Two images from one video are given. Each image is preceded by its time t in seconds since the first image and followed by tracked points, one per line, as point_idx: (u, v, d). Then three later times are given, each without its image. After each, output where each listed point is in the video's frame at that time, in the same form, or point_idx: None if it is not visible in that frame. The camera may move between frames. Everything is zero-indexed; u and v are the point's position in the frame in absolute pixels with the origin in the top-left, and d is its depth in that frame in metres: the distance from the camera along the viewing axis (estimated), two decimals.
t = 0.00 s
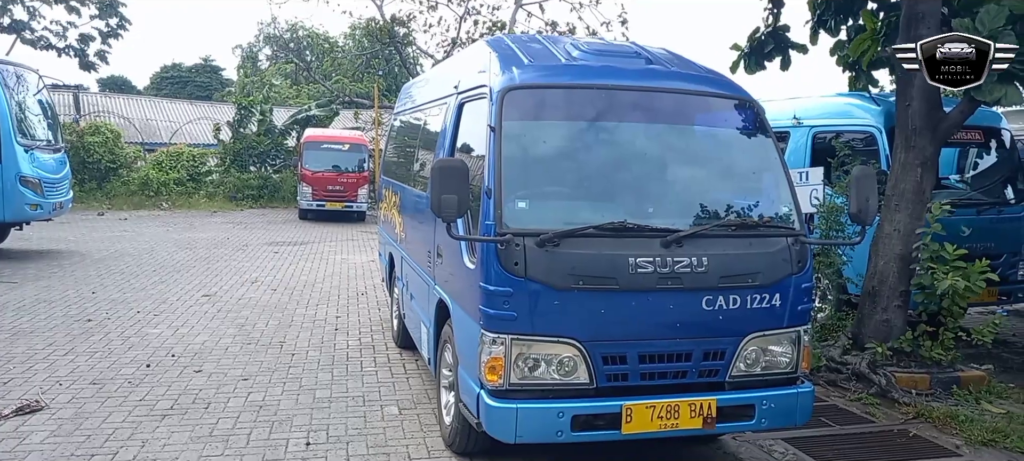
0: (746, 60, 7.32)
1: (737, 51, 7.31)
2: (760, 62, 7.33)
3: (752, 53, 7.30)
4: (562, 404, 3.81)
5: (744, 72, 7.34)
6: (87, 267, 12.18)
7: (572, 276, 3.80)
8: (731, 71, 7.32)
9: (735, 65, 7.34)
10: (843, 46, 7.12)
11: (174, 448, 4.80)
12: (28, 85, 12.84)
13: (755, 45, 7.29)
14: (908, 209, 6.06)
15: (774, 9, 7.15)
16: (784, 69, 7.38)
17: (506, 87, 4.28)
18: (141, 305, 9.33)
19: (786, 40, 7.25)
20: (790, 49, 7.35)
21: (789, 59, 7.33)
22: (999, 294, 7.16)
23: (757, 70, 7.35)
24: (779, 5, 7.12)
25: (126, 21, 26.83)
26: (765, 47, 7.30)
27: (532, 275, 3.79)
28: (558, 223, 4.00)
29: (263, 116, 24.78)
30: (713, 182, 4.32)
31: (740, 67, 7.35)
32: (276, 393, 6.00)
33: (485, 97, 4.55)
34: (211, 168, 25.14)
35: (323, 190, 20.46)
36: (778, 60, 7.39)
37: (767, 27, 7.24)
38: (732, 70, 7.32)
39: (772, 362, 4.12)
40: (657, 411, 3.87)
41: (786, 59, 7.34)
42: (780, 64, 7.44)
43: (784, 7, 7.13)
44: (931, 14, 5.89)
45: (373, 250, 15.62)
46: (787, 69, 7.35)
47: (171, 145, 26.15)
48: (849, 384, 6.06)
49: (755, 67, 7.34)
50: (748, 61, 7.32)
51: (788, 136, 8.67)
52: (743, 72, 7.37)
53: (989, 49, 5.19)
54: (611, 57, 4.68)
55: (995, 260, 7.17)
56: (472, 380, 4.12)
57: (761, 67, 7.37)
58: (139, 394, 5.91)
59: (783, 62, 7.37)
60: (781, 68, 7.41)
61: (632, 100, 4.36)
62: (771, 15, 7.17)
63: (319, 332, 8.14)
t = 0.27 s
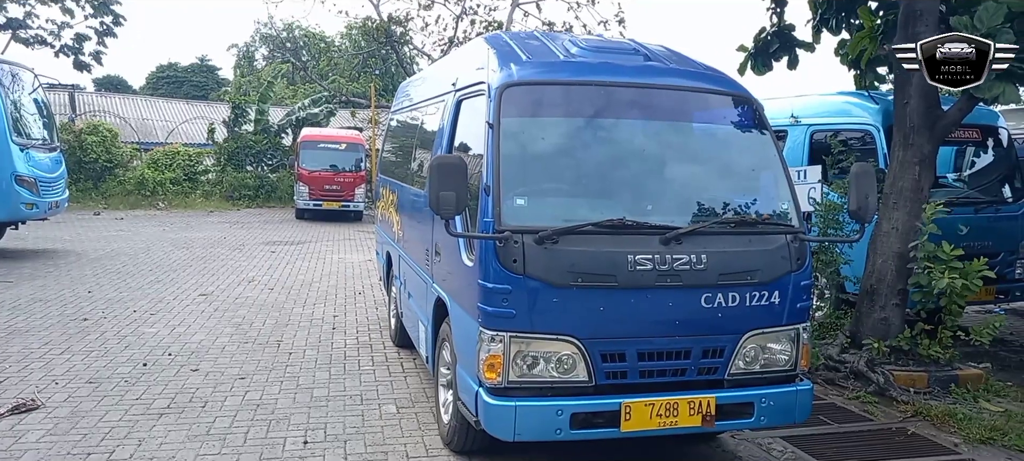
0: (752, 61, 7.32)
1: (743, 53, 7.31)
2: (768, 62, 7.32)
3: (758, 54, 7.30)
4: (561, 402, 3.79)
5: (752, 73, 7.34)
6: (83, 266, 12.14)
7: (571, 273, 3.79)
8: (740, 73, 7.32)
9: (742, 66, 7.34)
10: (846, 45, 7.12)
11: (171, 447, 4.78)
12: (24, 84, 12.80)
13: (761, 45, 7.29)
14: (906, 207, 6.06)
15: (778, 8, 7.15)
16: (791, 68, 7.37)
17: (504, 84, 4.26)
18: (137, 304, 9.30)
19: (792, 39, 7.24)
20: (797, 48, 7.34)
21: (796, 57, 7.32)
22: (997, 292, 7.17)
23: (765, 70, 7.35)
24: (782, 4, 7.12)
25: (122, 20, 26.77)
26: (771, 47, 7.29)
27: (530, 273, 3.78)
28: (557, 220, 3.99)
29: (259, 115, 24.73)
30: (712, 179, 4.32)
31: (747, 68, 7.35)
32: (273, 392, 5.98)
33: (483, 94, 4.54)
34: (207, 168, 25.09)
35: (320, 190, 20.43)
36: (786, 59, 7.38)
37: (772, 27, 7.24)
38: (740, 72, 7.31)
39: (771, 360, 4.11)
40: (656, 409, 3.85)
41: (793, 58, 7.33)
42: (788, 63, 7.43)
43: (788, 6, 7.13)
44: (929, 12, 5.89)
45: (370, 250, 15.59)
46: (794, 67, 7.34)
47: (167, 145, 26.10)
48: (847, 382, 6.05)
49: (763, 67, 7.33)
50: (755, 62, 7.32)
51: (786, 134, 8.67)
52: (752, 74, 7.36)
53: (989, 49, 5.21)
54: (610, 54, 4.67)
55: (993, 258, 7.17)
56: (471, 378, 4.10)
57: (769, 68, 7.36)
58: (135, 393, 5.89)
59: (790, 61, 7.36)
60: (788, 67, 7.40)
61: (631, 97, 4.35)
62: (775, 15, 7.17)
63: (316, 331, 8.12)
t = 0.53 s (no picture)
0: (756, 61, 7.36)
1: (747, 53, 7.34)
2: (772, 63, 7.37)
3: (761, 55, 7.34)
4: (556, 401, 3.81)
5: (757, 73, 7.38)
6: (80, 266, 12.14)
7: (566, 273, 3.81)
8: (745, 75, 7.35)
9: (746, 67, 7.37)
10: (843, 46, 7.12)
11: (168, 446, 4.80)
12: (21, 83, 12.80)
13: (763, 47, 7.31)
14: (900, 207, 6.08)
15: (778, 8, 7.17)
16: (797, 66, 7.39)
17: (500, 85, 4.28)
18: (135, 304, 9.31)
19: (794, 38, 7.26)
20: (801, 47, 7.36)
21: (801, 56, 7.34)
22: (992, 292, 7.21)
23: (770, 70, 7.39)
24: (782, 5, 7.15)
25: (119, 20, 26.75)
26: (773, 47, 7.31)
27: (526, 273, 3.80)
28: (553, 220, 4.01)
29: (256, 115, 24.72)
30: (707, 179, 4.34)
31: (752, 69, 7.39)
32: (270, 392, 5.99)
33: (480, 95, 4.56)
34: (204, 168, 25.08)
35: (317, 190, 20.43)
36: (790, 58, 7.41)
37: (773, 28, 7.25)
38: (745, 74, 7.35)
39: (766, 359, 4.14)
40: (651, 408, 3.87)
41: (798, 57, 7.36)
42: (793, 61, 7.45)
43: (788, 6, 7.15)
44: (923, 12, 5.92)
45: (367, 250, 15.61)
46: (799, 66, 7.36)
47: (165, 145, 26.08)
48: (842, 381, 6.08)
49: (767, 67, 7.37)
50: (760, 63, 7.36)
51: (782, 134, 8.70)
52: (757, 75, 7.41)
53: (989, 49, 5.21)
54: (606, 55, 4.69)
55: (987, 258, 7.21)
56: (467, 377, 4.12)
57: (773, 67, 7.40)
58: (133, 392, 5.90)
59: (794, 60, 7.38)
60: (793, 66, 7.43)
61: (627, 98, 4.37)
62: (776, 15, 7.19)
63: (313, 331, 8.14)
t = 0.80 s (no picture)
0: (757, 64, 7.41)
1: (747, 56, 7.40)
2: (772, 64, 7.41)
3: (761, 57, 7.39)
4: (552, 401, 3.85)
5: (759, 76, 7.43)
6: (77, 267, 12.15)
7: (562, 274, 3.85)
8: (748, 79, 7.38)
9: (748, 70, 7.42)
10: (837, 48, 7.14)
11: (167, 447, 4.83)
12: (18, 84, 12.80)
13: (762, 48, 7.36)
14: (894, 208, 6.12)
15: (777, 9, 7.21)
16: (797, 67, 7.42)
17: (497, 87, 4.31)
18: (133, 305, 9.33)
19: (793, 39, 7.29)
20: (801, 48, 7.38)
21: (800, 57, 7.37)
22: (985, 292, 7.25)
23: (770, 72, 7.44)
24: (781, 6, 7.18)
25: (116, 21, 26.75)
26: (773, 48, 7.35)
27: (522, 274, 3.84)
28: (549, 222, 4.04)
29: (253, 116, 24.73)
30: (701, 181, 4.38)
31: (754, 72, 7.43)
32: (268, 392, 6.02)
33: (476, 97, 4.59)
34: (201, 168, 25.08)
35: (315, 190, 20.44)
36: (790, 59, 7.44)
37: (772, 30, 7.28)
38: (748, 77, 7.40)
39: (760, 359, 4.17)
40: (646, 408, 3.91)
41: (797, 58, 7.39)
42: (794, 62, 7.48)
43: (787, 6, 7.19)
44: (917, 14, 5.95)
45: (365, 250, 15.63)
46: (799, 67, 7.39)
47: (162, 145, 26.09)
48: (836, 381, 6.13)
49: (768, 70, 7.42)
50: (761, 65, 7.41)
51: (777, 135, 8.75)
52: (759, 77, 7.46)
53: (990, 48, 5.24)
54: (602, 57, 4.72)
55: (981, 258, 7.25)
56: (463, 378, 4.15)
57: (774, 69, 7.44)
58: (131, 393, 5.93)
59: (794, 61, 7.41)
60: (794, 67, 7.46)
61: (622, 100, 4.41)
62: (775, 16, 7.23)
63: (311, 332, 8.16)
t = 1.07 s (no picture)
0: (757, 66, 7.45)
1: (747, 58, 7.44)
2: (771, 67, 7.45)
3: (761, 58, 7.42)
4: (549, 402, 3.87)
5: (757, 78, 7.47)
6: (75, 268, 12.16)
7: (560, 276, 3.87)
8: (748, 80, 7.41)
9: (748, 72, 7.47)
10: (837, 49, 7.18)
11: (166, 447, 4.85)
12: (15, 85, 12.80)
13: (763, 49, 7.39)
14: (889, 209, 6.15)
15: (778, 10, 7.24)
16: (795, 71, 7.46)
17: (494, 90, 4.34)
18: (131, 306, 9.34)
19: (793, 42, 7.33)
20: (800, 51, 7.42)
21: (799, 61, 7.40)
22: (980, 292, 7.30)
23: (769, 75, 7.48)
24: (781, 7, 7.21)
25: (113, 21, 26.72)
26: (773, 49, 7.38)
27: (519, 276, 3.87)
28: (546, 224, 4.07)
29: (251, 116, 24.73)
30: (698, 183, 4.41)
31: (753, 74, 7.48)
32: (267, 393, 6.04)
33: (474, 100, 4.62)
34: (199, 168, 25.08)
35: (312, 191, 20.44)
36: (790, 62, 7.48)
37: (773, 31, 7.31)
38: (747, 78, 7.43)
39: (755, 360, 4.21)
40: (642, 409, 3.94)
41: (796, 62, 7.43)
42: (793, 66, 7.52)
43: (788, 8, 7.22)
44: (912, 17, 5.99)
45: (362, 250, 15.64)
46: (798, 71, 7.43)
47: (159, 146, 26.07)
48: (832, 381, 6.17)
49: (767, 72, 7.46)
50: (760, 67, 7.45)
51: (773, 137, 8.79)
52: (758, 80, 7.51)
53: (990, 49, 5.26)
54: (599, 61, 4.75)
55: (976, 259, 7.30)
56: (461, 378, 4.17)
57: (773, 71, 7.47)
58: (130, 394, 5.94)
59: (793, 65, 7.45)
60: (792, 71, 7.50)
61: (619, 103, 4.44)
62: (776, 17, 7.26)
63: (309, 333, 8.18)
